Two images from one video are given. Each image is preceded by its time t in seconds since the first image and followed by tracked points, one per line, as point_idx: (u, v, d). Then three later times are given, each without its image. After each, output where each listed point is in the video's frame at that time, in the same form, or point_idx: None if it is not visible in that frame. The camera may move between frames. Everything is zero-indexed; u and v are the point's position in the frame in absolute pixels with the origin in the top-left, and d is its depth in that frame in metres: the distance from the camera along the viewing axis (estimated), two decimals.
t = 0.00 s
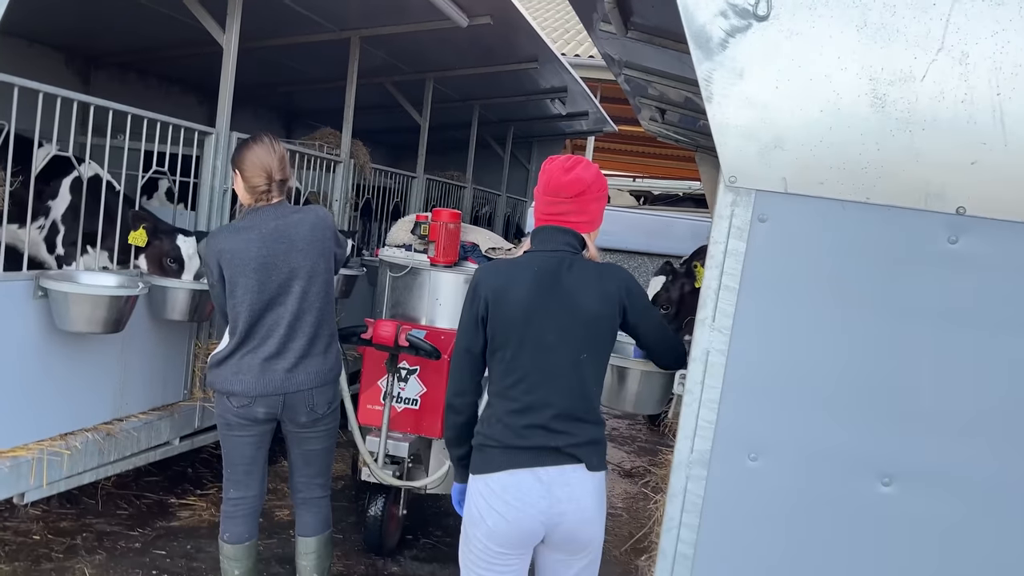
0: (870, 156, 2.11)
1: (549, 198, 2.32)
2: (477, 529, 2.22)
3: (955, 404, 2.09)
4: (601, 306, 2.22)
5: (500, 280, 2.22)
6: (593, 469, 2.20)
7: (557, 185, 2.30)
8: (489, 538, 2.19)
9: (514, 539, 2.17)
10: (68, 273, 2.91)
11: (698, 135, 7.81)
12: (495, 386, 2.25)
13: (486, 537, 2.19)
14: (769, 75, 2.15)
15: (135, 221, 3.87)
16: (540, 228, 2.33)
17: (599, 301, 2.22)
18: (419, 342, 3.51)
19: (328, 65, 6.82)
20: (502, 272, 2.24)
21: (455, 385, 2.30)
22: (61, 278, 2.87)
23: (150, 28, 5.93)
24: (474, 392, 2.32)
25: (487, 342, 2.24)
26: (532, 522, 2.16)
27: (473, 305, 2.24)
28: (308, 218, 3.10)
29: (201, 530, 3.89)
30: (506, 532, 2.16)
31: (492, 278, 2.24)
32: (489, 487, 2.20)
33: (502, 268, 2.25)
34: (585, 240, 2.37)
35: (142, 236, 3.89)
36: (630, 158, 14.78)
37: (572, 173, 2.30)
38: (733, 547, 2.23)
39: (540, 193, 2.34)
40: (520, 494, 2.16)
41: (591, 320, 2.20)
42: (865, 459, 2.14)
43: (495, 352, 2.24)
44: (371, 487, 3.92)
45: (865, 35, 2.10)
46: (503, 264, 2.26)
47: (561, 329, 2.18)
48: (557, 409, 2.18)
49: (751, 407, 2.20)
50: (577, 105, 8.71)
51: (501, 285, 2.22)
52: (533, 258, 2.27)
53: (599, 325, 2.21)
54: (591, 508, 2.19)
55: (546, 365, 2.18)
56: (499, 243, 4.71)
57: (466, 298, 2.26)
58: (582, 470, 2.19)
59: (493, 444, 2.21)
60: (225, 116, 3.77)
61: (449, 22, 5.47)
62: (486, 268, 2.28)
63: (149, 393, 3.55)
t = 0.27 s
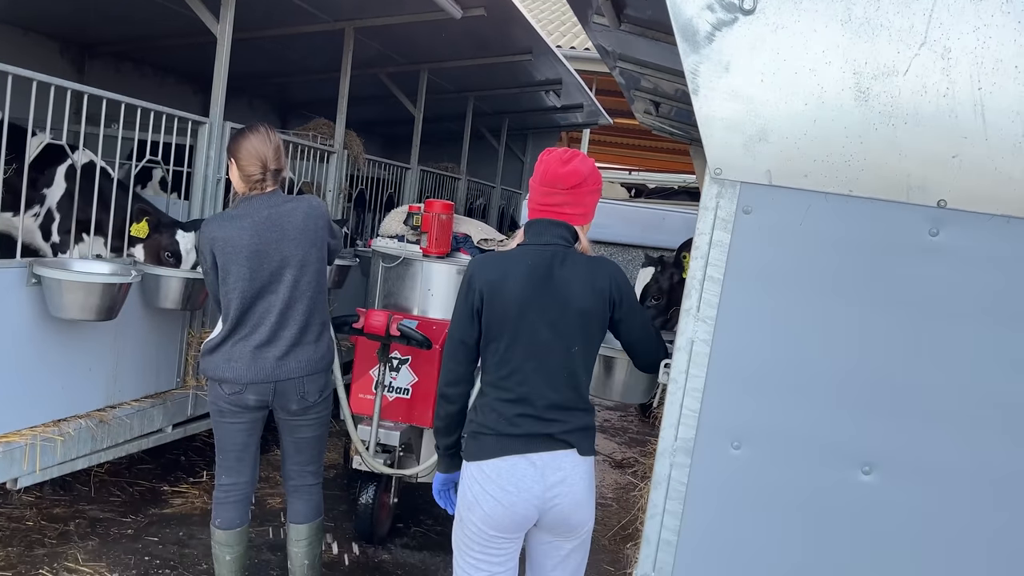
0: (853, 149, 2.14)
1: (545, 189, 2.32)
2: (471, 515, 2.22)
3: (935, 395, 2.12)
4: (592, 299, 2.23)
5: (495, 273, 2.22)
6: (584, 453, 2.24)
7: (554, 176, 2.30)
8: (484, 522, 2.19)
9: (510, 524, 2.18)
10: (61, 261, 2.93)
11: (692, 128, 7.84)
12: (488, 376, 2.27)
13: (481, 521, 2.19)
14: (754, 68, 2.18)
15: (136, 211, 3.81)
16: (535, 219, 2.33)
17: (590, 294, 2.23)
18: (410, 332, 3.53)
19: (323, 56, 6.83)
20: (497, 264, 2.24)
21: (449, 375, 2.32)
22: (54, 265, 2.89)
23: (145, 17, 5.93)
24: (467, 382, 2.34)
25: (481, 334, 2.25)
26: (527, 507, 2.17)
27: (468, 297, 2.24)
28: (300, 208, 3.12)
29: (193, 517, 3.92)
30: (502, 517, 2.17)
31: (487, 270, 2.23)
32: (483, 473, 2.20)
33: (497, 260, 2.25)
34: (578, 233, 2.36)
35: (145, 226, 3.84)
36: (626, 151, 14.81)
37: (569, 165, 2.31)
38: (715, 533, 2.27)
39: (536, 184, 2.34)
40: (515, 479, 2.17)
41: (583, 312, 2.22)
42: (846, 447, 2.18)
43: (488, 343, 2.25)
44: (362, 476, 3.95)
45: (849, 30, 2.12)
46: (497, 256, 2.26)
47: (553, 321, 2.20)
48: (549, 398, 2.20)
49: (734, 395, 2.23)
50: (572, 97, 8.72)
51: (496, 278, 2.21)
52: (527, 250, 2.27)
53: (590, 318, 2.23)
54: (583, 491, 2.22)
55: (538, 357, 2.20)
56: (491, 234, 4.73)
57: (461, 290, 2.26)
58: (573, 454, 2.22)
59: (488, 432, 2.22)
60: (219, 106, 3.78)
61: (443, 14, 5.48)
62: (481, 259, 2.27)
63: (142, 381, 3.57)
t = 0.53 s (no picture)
0: (854, 142, 2.09)
1: (537, 182, 2.25)
2: (468, 516, 2.17)
3: (938, 393, 2.07)
4: (589, 296, 2.20)
5: (491, 271, 2.15)
6: (581, 451, 2.21)
7: (546, 169, 2.23)
8: (483, 524, 2.14)
9: (510, 524, 2.13)
10: (57, 257, 2.92)
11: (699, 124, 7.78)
12: (485, 376, 2.22)
13: (479, 523, 2.14)
14: (753, 59, 2.13)
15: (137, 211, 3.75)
16: (526, 213, 2.27)
17: (588, 291, 2.20)
18: (410, 329, 3.49)
19: (327, 52, 6.81)
20: (492, 262, 2.16)
21: (442, 379, 2.20)
22: (50, 262, 2.88)
23: (148, 13, 5.92)
24: (462, 384, 2.23)
25: (477, 334, 2.18)
26: (526, 506, 2.13)
27: (464, 297, 2.16)
28: (298, 203, 3.06)
29: (194, 515, 3.92)
30: (502, 517, 2.12)
31: (483, 269, 2.16)
32: (481, 472, 2.16)
33: (492, 258, 2.17)
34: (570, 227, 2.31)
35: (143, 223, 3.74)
36: (634, 148, 14.73)
37: (562, 158, 2.24)
38: (714, 534, 2.22)
39: (528, 176, 2.27)
40: (514, 478, 2.13)
41: (581, 310, 2.19)
42: (847, 447, 2.13)
43: (485, 344, 2.19)
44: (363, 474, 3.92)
45: (850, 20, 2.07)
46: (492, 254, 2.19)
47: (552, 320, 2.16)
48: (547, 397, 2.17)
49: (733, 393, 2.19)
50: (579, 93, 8.67)
51: (491, 277, 2.15)
52: (521, 247, 2.21)
53: (588, 315, 2.20)
54: (581, 489, 2.19)
55: (537, 356, 2.16)
56: (494, 231, 4.70)
57: (456, 290, 2.16)
58: (571, 452, 2.19)
59: (483, 431, 2.18)
60: (219, 101, 3.76)
61: (446, 9, 5.45)
62: (475, 257, 2.19)
63: (141, 378, 3.56)
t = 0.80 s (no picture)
0: (854, 138, 2.03)
1: (542, 180, 2.18)
2: (460, 523, 2.14)
3: (944, 396, 2.01)
4: (586, 298, 2.17)
5: (485, 274, 2.09)
6: (576, 456, 2.18)
7: (553, 168, 2.17)
8: (475, 531, 2.11)
9: (502, 531, 2.10)
10: (54, 262, 2.92)
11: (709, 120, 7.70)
12: (478, 381, 2.16)
13: (472, 530, 2.12)
14: (750, 54, 2.09)
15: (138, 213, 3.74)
16: (527, 213, 2.20)
17: (584, 292, 2.16)
18: (411, 331, 3.43)
19: (333, 53, 6.80)
20: (486, 264, 2.10)
21: (435, 385, 2.14)
22: (47, 267, 2.88)
23: (153, 17, 5.94)
24: (454, 391, 2.17)
25: (471, 338, 2.12)
26: (519, 513, 2.10)
27: (457, 300, 2.09)
28: (298, 206, 2.95)
29: (199, 519, 3.92)
30: (494, 524, 2.10)
31: (476, 271, 2.09)
32: (473, 479, 2.13)
33: (485, 260, 2.11)
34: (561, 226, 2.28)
35: (141, 225, 3.73)
36: (647, 145, 14.64)
37: (565, 157, 2.19)
38: (714, 540, 2.17)
39: (530, 174, 2.18)
40: (507, 485, 2.10)
41: (578, 312, 2.15)
42: (850, 451, 2.07)
43: (479, 348, 2.13)
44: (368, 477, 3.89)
45: (850, 12, 2.02)
46: (485, 255, 2.12)
47: (548, 323, 2.12)
48: (542, 402, 2.13)
49: (733, 396, 2.13)
50: (588, 91, 8.62)
51: (486, 279, 2.08)
52: (515, 248, 2.16)
53: (585, 317, 2.17)
54: (575, 494, 2.16)
55: (533, 360, 2.12)
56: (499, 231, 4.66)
57: (449, 294, 2.09)
58: (566, 457, 2.16)
59: (474, 437, 2.14)
60: (219, 104, 3.74)
61: (450, 8, 5.41)
62: (466, 259, 2.12)
63: (144, 382, 3.56)
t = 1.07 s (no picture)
0: (856, 128, 1.99)
1: (541, 179, 2.15)
2: (454, 526, 2.13)
3: (951, 390, 1.97)
4: (583, 297, 2.16)
5: (481, 272, 2.06)
6: (572, 456, 2.17)
7: (552, 165, 2.15)
8: (470, 533, 2.10)
9: (496, 533, 2.09)
10: (57, 262, 2.92)
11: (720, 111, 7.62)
12: (473, 381, 2.14)
13: (466, 532, 2.11)
14: (749, 43, 2.04)
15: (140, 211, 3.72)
16: (526, 211, 2.16)
17: (580, 290, 2.16)
18: (416, 328, 3.43)
19: (340, 49, 6.78)
20: (482, 262, 2.07)
21: (430, 386, 2.10)
22: (50, 267, 2.88)
23: (159, 15, 5.94)
24: (449, 392, 2.12)
25: (466, 338, 2.08)
26: (513, 514, 2.09)
27: (454, 299, 2.05)
28: (300, 204, 2.93)
29: (207, 517, 3.93)
30: (488, 526, 2.08)
31: (473, 269, 2.06)
32: (467, 480, 2.11)
33: (481, 257, 2.08)
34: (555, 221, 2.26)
35: (145, 224, 3.73)
36: (660, 137, 14.53)
37: (561, 153, 2.17)
38: (718, 539, 2.13)
39: (530, 172, 2.14)
40: (501, 486, 2.09)
41: (574, 310, 2.14)
42: (854, 448, 2.03)
43: (474, 347, 2.10)
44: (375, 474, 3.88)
45: None
46: (480, 253, 2.09)
47: (545, 322, 2.11)
48: (539, 402, 2.12)
49: (735, 392, 2.09)
50: (598, 83, 8.55)
51: (483, 277, 2.05)
52: (509, 245, 2.13)
53: (581, 316, 2.17)
54: (570, 495, 2.15)
55: (530, 359, 2.10)
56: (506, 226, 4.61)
57: (445, 292, 2.05)
58: (561, 457, 2.15)
59: (468, 437, 2.12)
60: (222, 102, 3.73)
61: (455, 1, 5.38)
62: (461, 257, 2.09)
63: (150, 381, 3.57)
